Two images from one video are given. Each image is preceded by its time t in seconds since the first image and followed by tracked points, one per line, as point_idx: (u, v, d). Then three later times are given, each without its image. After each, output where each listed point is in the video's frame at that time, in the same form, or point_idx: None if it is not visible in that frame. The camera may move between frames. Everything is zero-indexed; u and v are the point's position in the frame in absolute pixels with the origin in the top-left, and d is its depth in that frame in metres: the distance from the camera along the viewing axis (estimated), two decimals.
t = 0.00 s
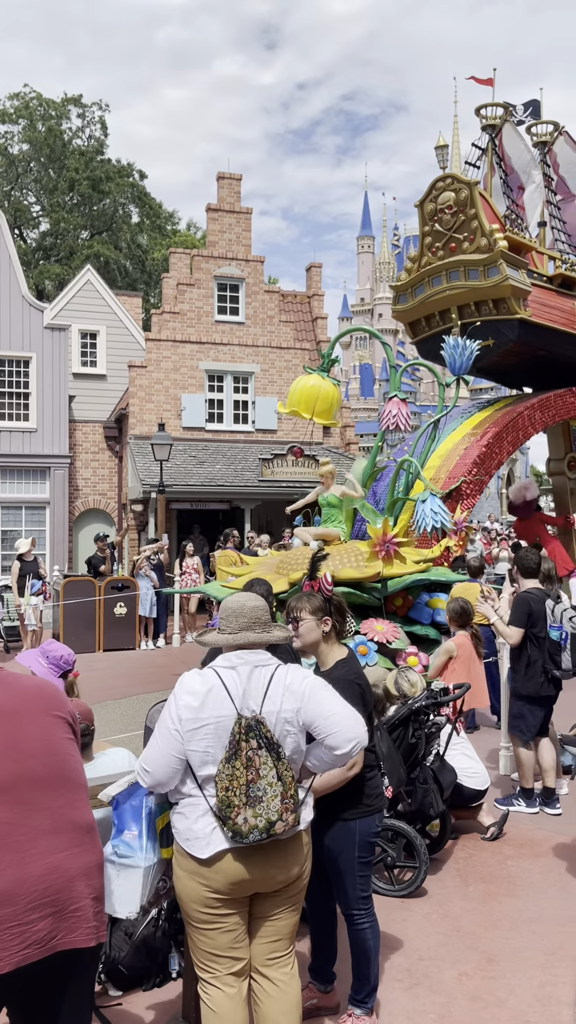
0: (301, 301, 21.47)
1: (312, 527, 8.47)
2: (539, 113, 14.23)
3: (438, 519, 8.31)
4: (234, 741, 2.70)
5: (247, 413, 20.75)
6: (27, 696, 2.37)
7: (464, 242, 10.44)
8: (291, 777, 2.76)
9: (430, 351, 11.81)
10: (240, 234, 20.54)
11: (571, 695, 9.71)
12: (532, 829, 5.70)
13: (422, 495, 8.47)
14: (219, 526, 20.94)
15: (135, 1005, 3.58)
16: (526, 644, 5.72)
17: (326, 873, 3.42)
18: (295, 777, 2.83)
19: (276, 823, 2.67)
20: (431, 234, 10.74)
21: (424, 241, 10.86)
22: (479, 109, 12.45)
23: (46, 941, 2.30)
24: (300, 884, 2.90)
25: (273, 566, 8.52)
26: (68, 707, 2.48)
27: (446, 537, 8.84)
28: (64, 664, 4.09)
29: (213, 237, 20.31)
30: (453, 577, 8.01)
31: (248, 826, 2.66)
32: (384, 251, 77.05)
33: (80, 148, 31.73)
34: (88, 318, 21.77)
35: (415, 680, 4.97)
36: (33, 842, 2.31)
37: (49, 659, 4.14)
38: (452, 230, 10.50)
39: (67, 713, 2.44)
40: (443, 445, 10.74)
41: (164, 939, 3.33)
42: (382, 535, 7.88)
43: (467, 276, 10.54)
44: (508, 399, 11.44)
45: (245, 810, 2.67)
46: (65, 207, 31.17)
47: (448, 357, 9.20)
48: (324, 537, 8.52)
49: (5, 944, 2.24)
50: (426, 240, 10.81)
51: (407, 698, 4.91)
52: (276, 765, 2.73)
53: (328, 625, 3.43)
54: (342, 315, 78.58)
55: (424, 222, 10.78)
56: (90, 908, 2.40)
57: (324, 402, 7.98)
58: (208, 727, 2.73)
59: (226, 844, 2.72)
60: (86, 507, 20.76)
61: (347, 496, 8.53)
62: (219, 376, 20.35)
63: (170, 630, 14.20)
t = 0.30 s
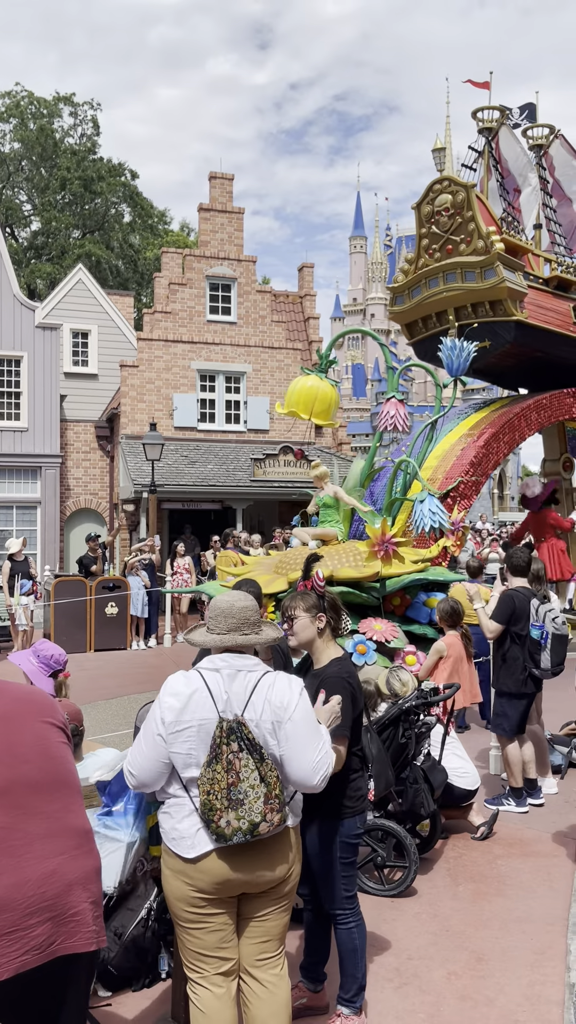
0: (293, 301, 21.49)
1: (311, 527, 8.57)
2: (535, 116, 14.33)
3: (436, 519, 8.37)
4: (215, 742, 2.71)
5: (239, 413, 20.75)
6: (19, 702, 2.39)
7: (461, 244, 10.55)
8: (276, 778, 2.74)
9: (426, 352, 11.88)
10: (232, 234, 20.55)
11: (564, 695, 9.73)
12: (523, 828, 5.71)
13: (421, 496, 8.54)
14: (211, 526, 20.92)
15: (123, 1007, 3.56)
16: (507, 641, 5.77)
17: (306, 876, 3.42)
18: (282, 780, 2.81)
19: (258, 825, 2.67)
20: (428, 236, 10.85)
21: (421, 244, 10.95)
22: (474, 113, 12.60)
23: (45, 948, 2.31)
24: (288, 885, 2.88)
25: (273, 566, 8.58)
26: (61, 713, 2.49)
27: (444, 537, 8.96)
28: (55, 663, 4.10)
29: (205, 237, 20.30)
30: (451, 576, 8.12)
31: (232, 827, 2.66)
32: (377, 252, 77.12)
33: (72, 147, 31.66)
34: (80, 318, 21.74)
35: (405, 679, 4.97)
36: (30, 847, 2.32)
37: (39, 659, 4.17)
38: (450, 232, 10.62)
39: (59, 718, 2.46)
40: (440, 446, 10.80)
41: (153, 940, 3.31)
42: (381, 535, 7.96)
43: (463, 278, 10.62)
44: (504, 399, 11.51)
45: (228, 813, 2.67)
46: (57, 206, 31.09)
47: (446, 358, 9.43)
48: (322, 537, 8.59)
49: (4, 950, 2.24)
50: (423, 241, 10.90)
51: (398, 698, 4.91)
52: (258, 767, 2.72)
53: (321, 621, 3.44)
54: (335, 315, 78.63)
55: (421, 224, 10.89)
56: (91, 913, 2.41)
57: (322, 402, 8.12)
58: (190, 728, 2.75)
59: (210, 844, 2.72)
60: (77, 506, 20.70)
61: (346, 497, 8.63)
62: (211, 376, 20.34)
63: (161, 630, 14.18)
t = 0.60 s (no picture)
0: (285, 301, 21.49)
1: (310, 526, 8.60)
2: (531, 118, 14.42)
3: (435, 519, 8.40)
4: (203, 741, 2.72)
5: (231, 413, 20.75)
6: (16, 711, 2.43)
7: (458, 245, 10.54)
8: (267, 780, 2.73)
9: (422, 353, 11.96)
10: (224, 234, 20.53)
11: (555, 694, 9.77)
12: (512, 827, 5.73)
13: (419, 495, 8.57)
14: (203, 526, 20.91)
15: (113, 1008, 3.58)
16: (505, 642, 5.76)
17: (294, 873, 3.41)
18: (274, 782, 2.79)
19: (247, 827, 2.65)
20: (425, 237, 10.85)
21: (418, 245, 10.96)
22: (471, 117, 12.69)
23: (43, 954, 2.35)
24: (279, 886, 2.88)
25: (272, 566, 8.60)
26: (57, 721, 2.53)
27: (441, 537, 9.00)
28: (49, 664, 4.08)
29: (197, 236, 20.27)
30: (449, 575, 8.17)
31: (219, 827, 2.66)
32: (369, 251, 77.21)
33: (63, 146, 31.55)
34: (71, 317, 21.69)
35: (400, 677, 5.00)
36: (30, 855, 2.35)
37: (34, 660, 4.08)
38: (446, 233, 10.63)
39: (55, 726, 2.50)
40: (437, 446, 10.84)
41: (144, 939, 3.36)
42: (380, 535, 7.99)
43: (460, 278, 10.64)
44: (500, 399, 11.57)
45: (216, 813, 2.66)
46: (48, 205, 30.99)
47: (444, 359, 9.46)
48: (321, 537, 8.63)
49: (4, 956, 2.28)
50: (419, 242, 10.91)
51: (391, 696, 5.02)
52: (250, 768, 2.71)
53: (317, 621, 3.50)
54: (326, 315, 78.68)
55: (418, 225, 10.91)
56: (88, 920, 2.45)
57: (320, 402, 8.13)
58: (178, 729, 2.76)
59: (199, 843, 2.73)
60: (68, 506, 20.66)
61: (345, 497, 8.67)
62: (203, 375, 20.33)
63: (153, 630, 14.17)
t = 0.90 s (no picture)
0: (278, 301, 21.51)
1: (308, 525, 8.63)
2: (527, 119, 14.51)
3: (433, 518, 8.43)
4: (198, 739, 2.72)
5: (223, 412, 20.76)
6: (13, 721, 2.55)
7: (455, 246, 10.59)
8: (248, 792, 2.72)
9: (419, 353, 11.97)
10: (216, 233, 20.53)
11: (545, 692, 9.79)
12: (503, 824, 5.76)
13: (418, 495, 8.60)
14: (195, 525, 20.90)
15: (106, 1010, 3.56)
16: (499, 641, 5.75)
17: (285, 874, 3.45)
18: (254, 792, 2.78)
19: (219, 836, 2.64)
20: (422, 238, 10.90)
21: (416, 245, 11.01)
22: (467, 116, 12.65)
23: (39, 960, 2.40)
24: (270, 887, 2.92)
25: (271, 565, 8.62)
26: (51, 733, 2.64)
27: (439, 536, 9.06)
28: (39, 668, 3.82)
29: (189, 234, 20.24)
30: (448, 574, 8.22)
31: (192, 828, 2.67)
32: (362, 251, 77.24)
33: (55, 144, 31.45)
34: (63, 316, 21.64)
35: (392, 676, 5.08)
36: (27, 860, 2.43)
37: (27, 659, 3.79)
38: (444, 234, 10.67)
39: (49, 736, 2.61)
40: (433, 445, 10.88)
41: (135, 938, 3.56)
42: (379, 534, 8.01)
43: (458, 279, 10.67)
44: (497, 399, 11.60)
45: (191, 812, 2.69)
46: (40, 204, 30.89)
47: (441, 359, 9.49)
48: (320, 536, 8.63)
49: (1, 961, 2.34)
50: (417, 243, 10.97)
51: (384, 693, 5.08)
52: (232, 776, 2.71)
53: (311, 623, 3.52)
54: (319, 315, 78.71)
55: (416, 226, 10.95)
56: (84, 928, 2.51)
57: (319, 402, 8.14)
58: (176, 724, 2.75)
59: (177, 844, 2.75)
60: (60, 506, 20.62)
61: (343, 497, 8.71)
62: (196, 374, 20.33)
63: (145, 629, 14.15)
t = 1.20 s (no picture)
0: (270, 300, 21.56)
1: (307, 526, 8.68)
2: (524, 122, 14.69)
3: (431, 517, 8.51)
4: (196, 742, 2.57)
5: (215, 411, 20.75)
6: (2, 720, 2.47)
7: (452, 248, 10.75)
8: (247, 795, 2.59)
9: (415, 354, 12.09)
10: (208, 231, 20.53)
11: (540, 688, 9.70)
12: (493, 821, 5.54)
13: (416, 494, 8.68)
14: (187, 524, 20.87)
15: (95, 1010, 3.40)
16: (490, 640, 5.47)
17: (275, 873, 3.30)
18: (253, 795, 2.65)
19: (219, 839, 2.49)
20: (419, 239, 11.04)
21: (412, 246, 11.15)
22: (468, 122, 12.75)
23: (31, 966, 2.30)
24: (266, 887, 2.77)
25: (269, 564, 8.66)
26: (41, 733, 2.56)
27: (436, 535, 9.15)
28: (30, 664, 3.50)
29: (181, 233, 20.25)
30: (445, 573, 8.33)
31: (192, 832, 2.51)
32: (351, 250, 77.43)
33: (47, 142, 31.42)
34: (55, 315, 21.61)
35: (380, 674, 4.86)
36: (17, 861, 2.34)
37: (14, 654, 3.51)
38: (440, 235, 10.83)
39: (39, 736, 2.53)
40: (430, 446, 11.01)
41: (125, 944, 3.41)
42: (378, 534, 8.07)
43: (455, 281, 10.80)
44: (493, 399, 11.76)
45: (191, 815, 2.52)
46: (31, 202, 30.86)
47: (438, 360, 9.59)
48: (319, 535, 8.66)
49: None
50: (413, 245, 11.11)
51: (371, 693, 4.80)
52: (232, 778, 2.57)
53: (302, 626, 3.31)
54: (308, 315, 78.94)
55: (412, 227, 11.07)
56: (78, 934, 2.40)
57: (317, 402, 8.21)
58: (179, 726, 2.58)
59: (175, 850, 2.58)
60: (52, 504, 20.56)
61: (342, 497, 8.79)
62: (187, 373, 20.32)
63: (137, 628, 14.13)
